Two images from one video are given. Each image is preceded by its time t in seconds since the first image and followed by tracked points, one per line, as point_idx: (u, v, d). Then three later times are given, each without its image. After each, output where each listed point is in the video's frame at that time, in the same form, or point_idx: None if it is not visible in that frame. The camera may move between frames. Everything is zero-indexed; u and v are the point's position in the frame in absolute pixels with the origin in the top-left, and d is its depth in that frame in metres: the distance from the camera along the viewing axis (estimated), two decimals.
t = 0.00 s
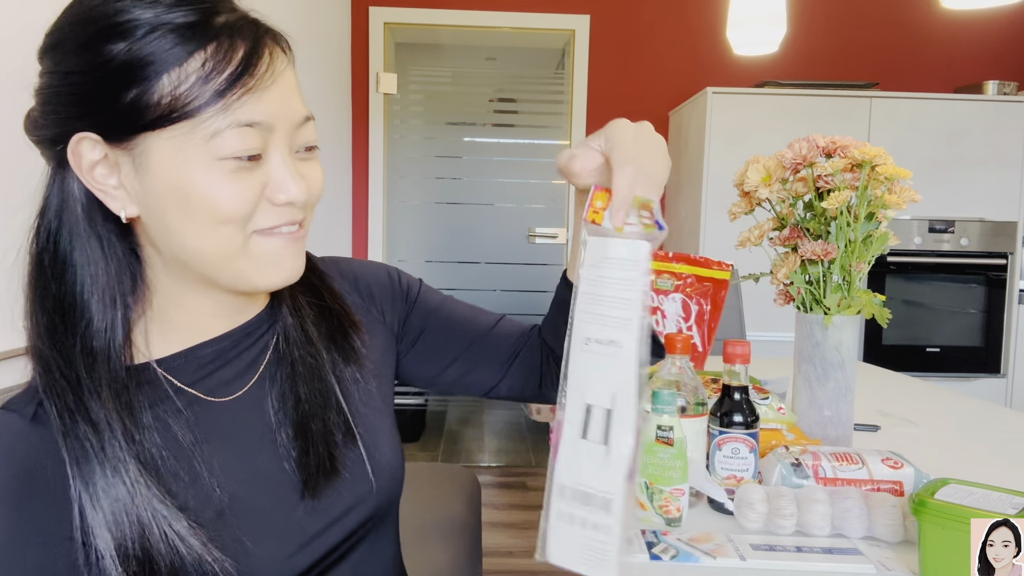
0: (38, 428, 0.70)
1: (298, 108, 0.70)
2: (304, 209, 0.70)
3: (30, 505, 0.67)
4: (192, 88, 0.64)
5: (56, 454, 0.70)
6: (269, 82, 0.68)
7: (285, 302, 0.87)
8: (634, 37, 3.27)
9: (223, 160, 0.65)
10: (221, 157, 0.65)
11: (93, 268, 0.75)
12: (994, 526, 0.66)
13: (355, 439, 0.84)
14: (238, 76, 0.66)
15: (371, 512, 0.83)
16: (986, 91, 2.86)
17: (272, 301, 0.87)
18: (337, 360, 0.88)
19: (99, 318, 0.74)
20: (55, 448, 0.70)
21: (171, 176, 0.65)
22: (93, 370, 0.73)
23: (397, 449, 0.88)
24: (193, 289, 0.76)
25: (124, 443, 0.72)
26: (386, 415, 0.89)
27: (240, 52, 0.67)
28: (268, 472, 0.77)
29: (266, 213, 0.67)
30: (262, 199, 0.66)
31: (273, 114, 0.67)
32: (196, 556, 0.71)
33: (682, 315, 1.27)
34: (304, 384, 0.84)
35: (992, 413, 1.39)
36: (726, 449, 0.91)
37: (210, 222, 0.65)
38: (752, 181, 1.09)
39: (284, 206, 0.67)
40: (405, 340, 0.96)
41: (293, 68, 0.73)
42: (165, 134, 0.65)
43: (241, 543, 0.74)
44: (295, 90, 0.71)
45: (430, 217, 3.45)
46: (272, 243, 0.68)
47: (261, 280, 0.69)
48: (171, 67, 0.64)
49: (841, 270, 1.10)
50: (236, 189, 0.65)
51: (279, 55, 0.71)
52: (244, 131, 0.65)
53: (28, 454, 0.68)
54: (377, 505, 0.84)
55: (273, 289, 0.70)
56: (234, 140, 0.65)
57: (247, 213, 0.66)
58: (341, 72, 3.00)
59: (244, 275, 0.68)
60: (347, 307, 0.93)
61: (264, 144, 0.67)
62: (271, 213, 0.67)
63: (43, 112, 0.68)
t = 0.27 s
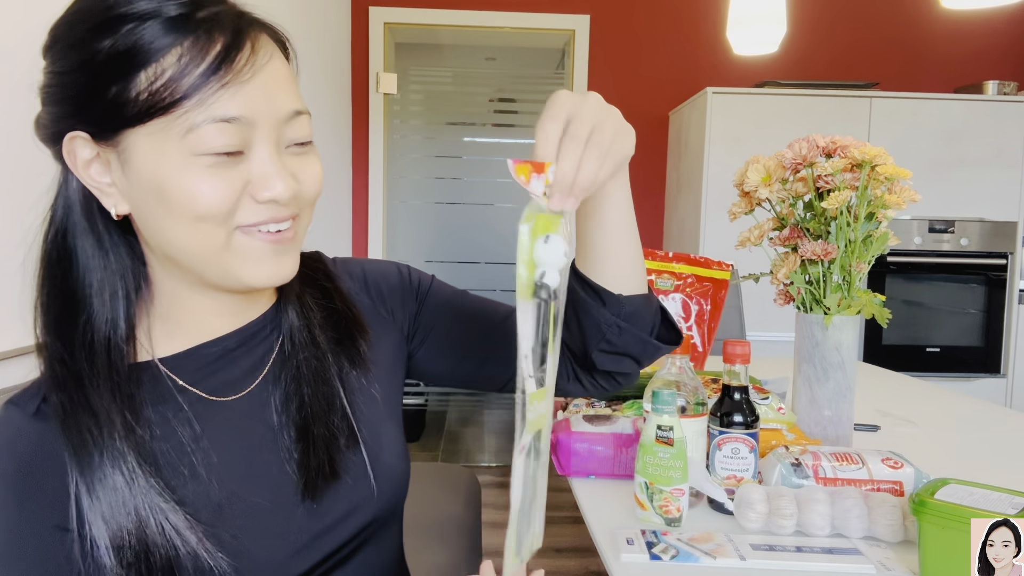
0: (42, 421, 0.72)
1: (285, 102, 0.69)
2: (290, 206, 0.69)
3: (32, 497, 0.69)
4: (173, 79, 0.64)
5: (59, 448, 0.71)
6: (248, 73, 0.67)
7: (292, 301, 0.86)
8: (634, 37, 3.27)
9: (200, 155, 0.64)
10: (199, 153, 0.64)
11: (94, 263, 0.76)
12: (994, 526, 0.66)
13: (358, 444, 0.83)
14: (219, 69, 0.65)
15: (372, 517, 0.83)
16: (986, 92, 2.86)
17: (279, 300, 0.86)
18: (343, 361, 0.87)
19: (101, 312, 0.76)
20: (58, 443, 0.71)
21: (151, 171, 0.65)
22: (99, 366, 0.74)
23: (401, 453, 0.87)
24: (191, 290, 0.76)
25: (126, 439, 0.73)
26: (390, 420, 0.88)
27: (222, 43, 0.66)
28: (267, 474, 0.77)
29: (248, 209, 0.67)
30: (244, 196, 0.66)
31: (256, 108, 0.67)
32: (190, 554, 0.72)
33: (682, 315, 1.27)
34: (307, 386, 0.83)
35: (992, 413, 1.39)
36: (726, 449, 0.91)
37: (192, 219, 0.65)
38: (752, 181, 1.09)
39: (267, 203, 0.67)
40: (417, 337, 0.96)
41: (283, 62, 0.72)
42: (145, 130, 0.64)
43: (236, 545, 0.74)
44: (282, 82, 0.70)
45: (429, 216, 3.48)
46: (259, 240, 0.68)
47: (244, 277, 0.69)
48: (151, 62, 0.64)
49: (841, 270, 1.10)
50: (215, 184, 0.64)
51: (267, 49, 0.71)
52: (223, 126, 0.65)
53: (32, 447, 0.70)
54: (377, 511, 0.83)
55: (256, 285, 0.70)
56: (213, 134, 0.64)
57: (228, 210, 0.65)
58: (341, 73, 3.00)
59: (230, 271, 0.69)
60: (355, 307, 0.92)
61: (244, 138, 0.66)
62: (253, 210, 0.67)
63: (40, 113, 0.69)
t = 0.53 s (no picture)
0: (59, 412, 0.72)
1: (263, 85, 0.68)
2: (274, 192, 0.68)
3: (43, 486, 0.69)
4: (153, 66, 0.64)
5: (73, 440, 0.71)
6: (220, 56, 0.66)
7: (312, 300, 0.83)
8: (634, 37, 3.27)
9: (174, 142, 0.65)
10: (174, 139, 0.65)
11: (125, 256, 0.79)
12: (994, 526, 0.66)
13: (366, 463, 0.84)
14: (194, 56, 0.65)
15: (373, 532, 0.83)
16: (986, 92, 2.86)
17: (300, 303, 0.83)
18: (358, 369, 0.85)
19: (129, 303, 0.78)
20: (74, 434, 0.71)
21: (138, 162, 0.66)
22: (119, 359, 0.75)
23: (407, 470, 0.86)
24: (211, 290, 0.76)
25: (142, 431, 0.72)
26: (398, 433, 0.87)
27: (203, 30, 0.66)
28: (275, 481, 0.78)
29: (226, 196, 0.66)
30: (222, 182, 0.65)
31: (229, 94, 0.66)
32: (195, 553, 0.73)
33: (682, 315, 1.27)
34: (322, 392, 0.81)
35: (993, 414, 1.39)
36: (726, 449, 0.91)
37: (172, 208, 0.65)
38: (752, 181, 1.09)
39: (247, 188, 0.66)
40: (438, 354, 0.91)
41: (270, 48, 0.70)
42: (130, 119, 0.66)
43: (239, 545, 0.76)
44: (261, 66, 0.68)
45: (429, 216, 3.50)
46: (241, 229, 0.68)
47: (229, 268, 0.68)
48: (134, 51, 0.65)
49: (841, 270, 1.10)
50: (192, 171, 0.64)
51: (253, 36, 0.70)
52: (196, 112, 0.65)
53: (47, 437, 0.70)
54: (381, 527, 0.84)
55: (243, 278, 0.69)
56: (186, 120, 0.65)
57: (208, 197, 0.65)
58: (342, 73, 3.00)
59: (214, 261, 0.68)
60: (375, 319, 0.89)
61: (219, 124, 0.66)
62: (235, 197, 0.66)
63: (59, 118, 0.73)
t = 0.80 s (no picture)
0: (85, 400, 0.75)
1: (282, 88, 0.67)
2: (293, 196, 0.68)
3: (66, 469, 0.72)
4: (175, 68, 0.65)
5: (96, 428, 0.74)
6: (239, 57, 0.66)
7: (337, 305, 0.84)
8: (634, 37, 3.27)
9: (193, 144, 0.66)
10: (194, 140, 0.66)
11: (152, 248, 0.82)
12: (994, 526, 0.66)
13: (382, 468, 0.82)
14: (214, 58, 0.65)
15: (387, 542, 0.82)
16: (986, 91, 2.86)
17: (322, 308, 0.83)
18: (379, 373, 0.85)
19: (156, 296, 0.81)
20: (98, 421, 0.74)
21: (161, 162, 0.67)
22: (145, 351, 0.77)
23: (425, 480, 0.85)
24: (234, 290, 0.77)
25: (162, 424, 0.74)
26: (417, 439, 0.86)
27: (225, 31, 0.66)
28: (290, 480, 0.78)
29: (244, 199, 0.66)
30: (240, 184, 0.66)
31: (248, 97, 0.66)
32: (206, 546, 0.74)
33: (682, 315, 1.27)
34: (339, 393, 0.81)
35: (993, 414, 1.39)
36: (726, 449, 0.91)
37: (193, 209, 0.67)
38: (752, 181, 1.09)
39: (264, 192, 0.66)
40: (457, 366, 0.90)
41: (293, 50, 0.70)
42: (154, 120, 0.67)
43: (248, 542, 0.77)
44: (281, 69, 0.68)
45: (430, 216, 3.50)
46: (261, 231, 0.68)
47: (249, 269, 0.69)
48: (159, 52, 0.66)
49: (841, 270, 1.10)
50: (210, 172, 0.65)
51: (276, 38, 0.69)
52: (215, 115, 0.65)
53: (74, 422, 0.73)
54: (393, 537, 0.83)
55: (261, 277, 0.70)
56: (205, 122, 0.65)
57: (226, 200, 0.66)
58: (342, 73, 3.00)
59: (235, 262, 0.69)
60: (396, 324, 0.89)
61: (238, 127, 0.66)
62: (253, 200, 0.66)
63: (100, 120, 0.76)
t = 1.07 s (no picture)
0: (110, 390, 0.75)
1: (305, 87, 0.68)
2: (316, 197, 0.69)
3: (88, 457, 0.71)
4: (202, 63, 0.67)
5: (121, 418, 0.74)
6: (265, 57, 0.68)
7: (366, 314, 0.84)
8: (634, 37, 3.27)
9: (217, 140, 0.67)
10: (218, 137, 0.67)
11: (190, 246, 0.82)
12: (994, 526, 0.66)
13: (401, 480, 0.82)
14: (241, 53, 0.67)
15: (397, 552, 0.83)
16: (986, 91, 2.87)
17: (350, 316, 0.84)
18: (405, 384, 0.85)
19: (190, 290, 0.82)
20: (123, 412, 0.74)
21: (189, 159, 0.69)
22: (174, 346, 0.78)
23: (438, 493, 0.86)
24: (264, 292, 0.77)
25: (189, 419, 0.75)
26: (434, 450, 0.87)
27: (253, 29, 0.68)
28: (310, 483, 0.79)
29: (268, 199, 0.67)
30: (263, 183, 0.67)
31: (271, 95, 0.67)
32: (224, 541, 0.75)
33: (682, 315, 1.26)
34: (363, 398, 0.82)
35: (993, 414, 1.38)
36: (726, 449, 0.91)
37: (218, 207, 0.68)
38: (752, 181, 1.09)
39: (285, 190, 0.67)
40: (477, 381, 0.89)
41: (319, 49, 0.71)
42: (181, 115, 0.69)
43: (263, 542, 0.77)
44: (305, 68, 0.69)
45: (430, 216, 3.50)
46: (284, 233, 0.69)
47: (270, 267, 0.70)
48: (188, 48, 0.68)
49: (841, 270, 1.10)
50: (235, 170, 0.67)
51: (303, 36, 0.71)
52: (239, 113, 0.67)
53: (99, 412, 0.73)
54: (405, 548, 0.84)
55: (282, 276, 0.70)
56: (230, 119, 0.67)
57: (250, 198, 0.67)
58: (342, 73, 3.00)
59: (257, 259, 0.70)
60: (427, 334, 0.89)
61: (262, 125, 0.67)
62: (275, 198, 0.67)
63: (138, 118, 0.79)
